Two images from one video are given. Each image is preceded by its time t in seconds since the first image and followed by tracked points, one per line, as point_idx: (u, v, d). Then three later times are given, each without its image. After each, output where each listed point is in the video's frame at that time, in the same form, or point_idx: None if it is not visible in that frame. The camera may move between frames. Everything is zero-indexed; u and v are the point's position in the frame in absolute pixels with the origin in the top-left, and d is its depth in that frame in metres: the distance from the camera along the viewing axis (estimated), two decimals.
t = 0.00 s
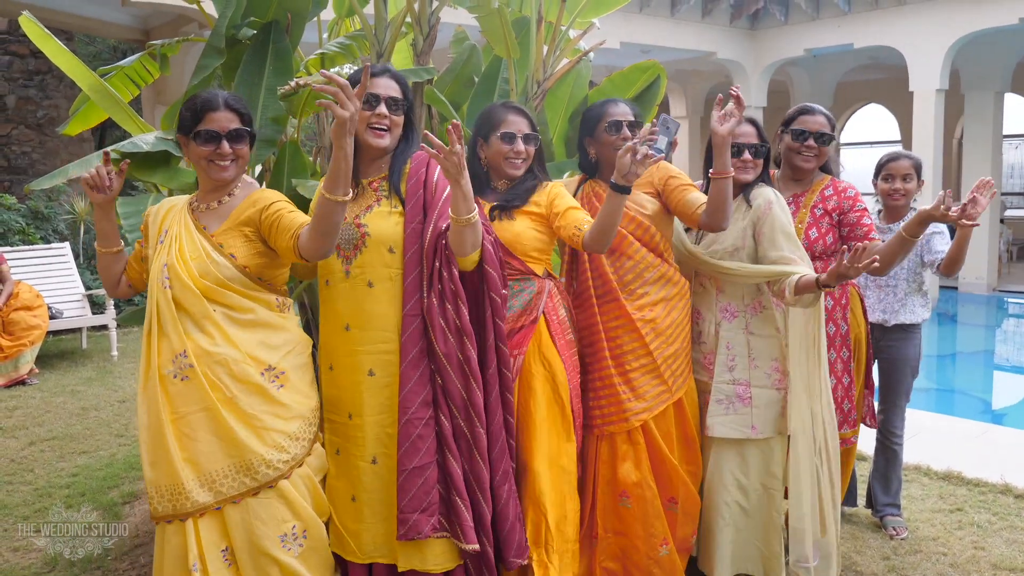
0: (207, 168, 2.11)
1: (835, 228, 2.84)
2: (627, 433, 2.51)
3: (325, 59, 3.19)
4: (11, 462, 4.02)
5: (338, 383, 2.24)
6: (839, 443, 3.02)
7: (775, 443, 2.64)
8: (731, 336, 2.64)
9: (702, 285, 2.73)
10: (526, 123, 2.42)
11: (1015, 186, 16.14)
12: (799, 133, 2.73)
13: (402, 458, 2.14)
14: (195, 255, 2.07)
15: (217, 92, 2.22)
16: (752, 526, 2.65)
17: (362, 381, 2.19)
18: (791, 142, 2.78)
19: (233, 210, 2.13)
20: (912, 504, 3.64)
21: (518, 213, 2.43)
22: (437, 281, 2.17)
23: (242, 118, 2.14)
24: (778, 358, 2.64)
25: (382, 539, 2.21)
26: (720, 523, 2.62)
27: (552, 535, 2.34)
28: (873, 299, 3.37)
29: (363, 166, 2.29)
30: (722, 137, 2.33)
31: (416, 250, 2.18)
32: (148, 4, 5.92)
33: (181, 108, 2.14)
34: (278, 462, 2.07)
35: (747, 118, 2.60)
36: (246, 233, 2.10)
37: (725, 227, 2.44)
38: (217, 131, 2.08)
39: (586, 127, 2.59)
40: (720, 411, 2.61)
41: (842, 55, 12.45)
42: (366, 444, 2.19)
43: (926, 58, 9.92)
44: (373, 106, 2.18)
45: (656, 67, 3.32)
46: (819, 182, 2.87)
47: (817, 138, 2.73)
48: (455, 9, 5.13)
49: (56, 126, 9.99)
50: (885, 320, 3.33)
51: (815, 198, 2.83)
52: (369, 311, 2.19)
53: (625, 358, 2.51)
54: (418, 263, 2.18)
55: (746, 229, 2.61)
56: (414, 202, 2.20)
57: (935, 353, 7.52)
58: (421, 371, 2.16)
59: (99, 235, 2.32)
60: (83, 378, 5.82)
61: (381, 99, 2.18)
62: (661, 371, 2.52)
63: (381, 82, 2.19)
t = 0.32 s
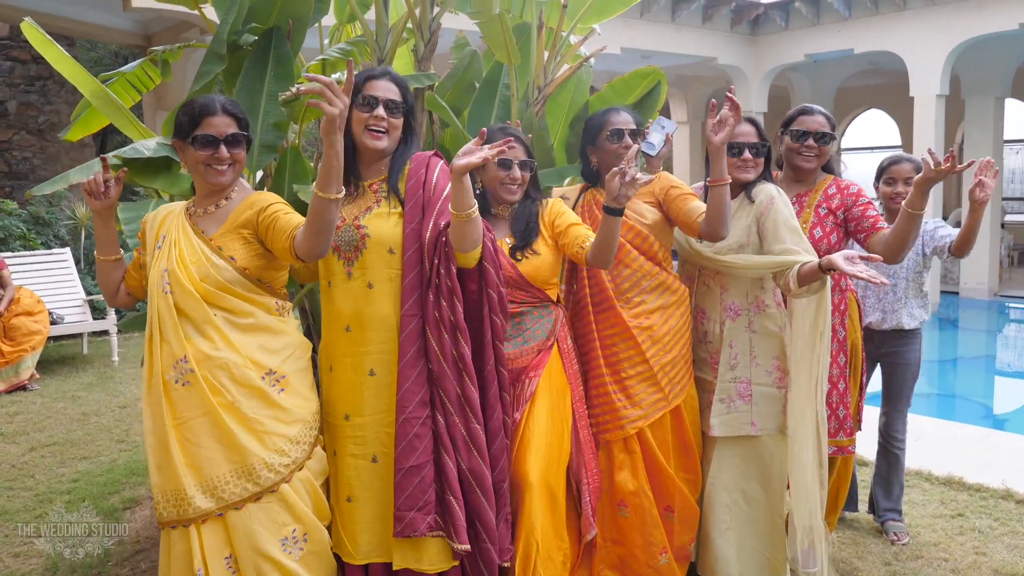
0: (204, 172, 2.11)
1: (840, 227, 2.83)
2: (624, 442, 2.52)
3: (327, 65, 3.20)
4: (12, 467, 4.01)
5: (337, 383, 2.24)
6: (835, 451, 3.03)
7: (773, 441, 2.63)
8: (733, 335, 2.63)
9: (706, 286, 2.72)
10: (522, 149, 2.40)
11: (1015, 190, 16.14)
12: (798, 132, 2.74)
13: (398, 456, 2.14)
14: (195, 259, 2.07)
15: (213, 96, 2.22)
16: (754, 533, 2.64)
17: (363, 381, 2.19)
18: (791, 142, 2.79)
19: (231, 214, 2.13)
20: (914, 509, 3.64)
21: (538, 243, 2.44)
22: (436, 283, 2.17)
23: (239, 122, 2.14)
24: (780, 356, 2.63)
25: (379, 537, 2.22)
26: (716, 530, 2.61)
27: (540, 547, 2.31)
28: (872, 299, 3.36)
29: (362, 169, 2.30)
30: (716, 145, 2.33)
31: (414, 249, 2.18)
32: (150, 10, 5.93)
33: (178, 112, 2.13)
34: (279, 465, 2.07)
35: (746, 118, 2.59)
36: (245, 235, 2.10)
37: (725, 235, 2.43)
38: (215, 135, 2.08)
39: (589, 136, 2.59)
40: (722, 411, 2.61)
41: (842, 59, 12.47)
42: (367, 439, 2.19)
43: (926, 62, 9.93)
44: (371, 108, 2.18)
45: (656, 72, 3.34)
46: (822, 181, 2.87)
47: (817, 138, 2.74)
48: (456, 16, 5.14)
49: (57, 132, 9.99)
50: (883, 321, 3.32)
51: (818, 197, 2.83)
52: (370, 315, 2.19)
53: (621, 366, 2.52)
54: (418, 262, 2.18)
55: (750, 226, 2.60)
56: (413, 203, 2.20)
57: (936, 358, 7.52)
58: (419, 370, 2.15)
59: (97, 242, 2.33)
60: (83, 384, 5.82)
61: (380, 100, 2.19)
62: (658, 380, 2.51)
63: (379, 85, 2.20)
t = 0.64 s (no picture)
0: (206, 174, 2.10)
1: (838, 230, 2.82)
2: (625, 444, 2.51)
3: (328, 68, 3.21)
4: (14, 469, 4.02)
5: (338, 386, 2.24)
6: (834, 451, 3.02)
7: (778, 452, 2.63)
8: (735, 346, 2.63)
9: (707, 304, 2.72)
10: (525, 135, 2.44)
11: (1017, 190, 16.13)
12: (797, 140, 2.73)
13: (398, 456, 2.16)
14: (201, 261, 2.06)
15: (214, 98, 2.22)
16: (755, 539, 2.64)
17: (363, 386, 2.19)
18: (790, 149, 2.79)
19: (235, 216, 2.13)
20: (915, 510, 3.64)
21: (535, 226, 2.46)
22: (436, 286, 2.18)
23: (240, 123, 2.14)
24: (783, 366, 2.63)
25: (377, 540, 2.22)
26: (715, 534, 2.62)
27: (536, 550, 2.33)
28: (872, 303, 3.38)
29: (361, 168, 2.30)
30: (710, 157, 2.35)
31: (417, 247, 2.19)
32: (152, 13, 5.94)
33: (178, 115, 2.14)
34: (281, 467, 2.08)
35: (747, 129, 2.60)
36: (249, 238, 2.10)
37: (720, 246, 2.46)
38: (216, 137, 2.08)
39: (588, 142, 2.58)
40: (726, 423, 2.61)
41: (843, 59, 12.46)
42: (365, 443, 2.20)
43: (928, 62, 9.93)
44: (370, 107, 2.18)
45: (657, 74, 3.36)
46: (820, 185, 2.87)
47: (816, 145, 2.73)
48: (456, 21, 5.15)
49: (59, 135, 10.02)
50: (882, 324, 3.33)
51: (815, 201, 2.83)
52: (370, 317, 2.19)
53: (620, 369, 2.52)
54: (417, 263, 2.19)
55: (752, 240, 2.59)
56: (413, 203, 2.20)
57: (937, 360, 7.52)
58: (419, 370, 2.17)
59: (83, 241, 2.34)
60: (85, 386, 5.82)
61: (379, 100, 2.18)
62: (659, 384, 2.51)
63: (378, 84, 2.20)
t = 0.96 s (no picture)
0: (214, 187, 2.11)
1: (832, 233, 2.82)
2: (627, 440, 2.52)
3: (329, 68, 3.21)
4: (15, 470, 4.02)
5: (337, 388, 2.24)
6: (839, 450, 3.00)
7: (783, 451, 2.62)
8: (737, 344, 2.63)
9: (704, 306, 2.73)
10: (526, 135, 2.43)
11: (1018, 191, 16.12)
12: (794, 141, 2.74)
13: (400, 462, 2.17)
14: (217, 273, 2.06)
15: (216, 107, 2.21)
16: (760, 536, 2.62)
17: (364, 389, 2.19)
18: (787, 150, 2.79)
19: (247, 228, 2.13)
20: (917, 511, 3.63)
21: (534, 225, 2.46)
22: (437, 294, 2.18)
23: (244, 133, 2.14)
24: (785, 365, 2.62)
25: (377, 543, 2.22)
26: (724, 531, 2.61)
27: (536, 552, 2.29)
28: (877, 307, 3.36)
29: (360, 173, 2.30)
30: (726, 123, 2.32)
31: (416, 254, 2.19)
32: (153, 14, 5.95)
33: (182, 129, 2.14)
34: (287, 477, 2.12)
35: (747, 126, 2.61)
36: (263, 254, 2.11)
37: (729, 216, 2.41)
38: (221, 149, 2.08)
39: (585, 134, 2.59)
40: (728, 421, 2.60)
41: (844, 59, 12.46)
42: (368, 446, 2.19)
43: (929, 62, 9.92)
44: (370, 113, 2.18)
45: (658, 74, 3.35)
46: (817, 188, 2.86)
47: (812, 148, 2.73)
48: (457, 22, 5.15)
49: (60, 135, 10.02)
50: (887, 328, 3.32)
51: (811, 204, 2.82)
52: (371, 321, 2.19)
53: (623, 364, 2.52)
54: (417, 269, 2.19)
55: (749, 237, 2.58)
56: (413, 206, 2.21)
57: (938, 360, 7.51)
58: (422, 375, 2.19)
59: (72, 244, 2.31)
60: (86, 386, 5.83)
61: (379, 106, 2.18)
62: (659, 377, 2.51)
63: (378, 89, 2.20)
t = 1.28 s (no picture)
0: (217, 191, 2.11)
1: (835, 228, 2.82)
2: (626, 449, 2.51)
3: (329, 73, 3.22)
4: (12, 475, 4.00)
5: (334, 393, 2.23)
6: (835, 454, 3.01)
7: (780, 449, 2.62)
8: (738, 339, 2.63)
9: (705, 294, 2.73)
10: (529, 154, 2.42)
11: (1015, 197, 16.20)
12: (792, 137, 2.74)
13: (397, 466, 2.17)
14: (214, 276, 2.06)
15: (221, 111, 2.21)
16: (757, 535, 2.63)
17: (361, 393, 2.18)
18: (786, 146, 2.80)
19: (247, 232, 2.12)
20: (917, 514, 3.63)
21: (542, 244, 2.46)
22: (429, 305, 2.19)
23: (248, 138, 2.14)
24: (784, 360, 2.63)
25: (375, 547, 2.21)
26: (722, 534, 2.60)
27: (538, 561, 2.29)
28: (877, 306, 3.36)
29: (358, 177, 2.31)
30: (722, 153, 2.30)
31: (408, 259, 2.18)
32: (154, 19, 5.97)
33: (187, 131, 2.14)
34: (282, 485, 2.09)
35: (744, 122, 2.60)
36: (261, 257, 2.10)
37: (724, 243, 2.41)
38: (226, 153, 2.08)
39: (587, 142, 2.60)
40: (729, 416, 2.60)
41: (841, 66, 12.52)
42: (365, 450, 2.19)
43: (926, 68, 9.97)
44: (367, 118, 2.19)
45: (658, 78, 3.36)
46: (816, 185, 2.87)
47: (811, 144, 2.74)
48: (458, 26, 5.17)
49: (60, 140, 10.01)
50: (888, 327, 3.30)
51: (812, 201, 2.84)
52: (367, 324, 2.19)
53: (621, 373, 2.52)
54: (411, 274, 2.18)
55: (751, 228, 2.60)
56: (407, 210, 2.21)
57: (938, 363, 7.52)
58: (417, 380, 2.18)
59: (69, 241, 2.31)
60: (85, 391, 5.80)
61: (376, 111, 2.19)
62: (659, 387, 2.51)
63: (374, 95, 2.20)
